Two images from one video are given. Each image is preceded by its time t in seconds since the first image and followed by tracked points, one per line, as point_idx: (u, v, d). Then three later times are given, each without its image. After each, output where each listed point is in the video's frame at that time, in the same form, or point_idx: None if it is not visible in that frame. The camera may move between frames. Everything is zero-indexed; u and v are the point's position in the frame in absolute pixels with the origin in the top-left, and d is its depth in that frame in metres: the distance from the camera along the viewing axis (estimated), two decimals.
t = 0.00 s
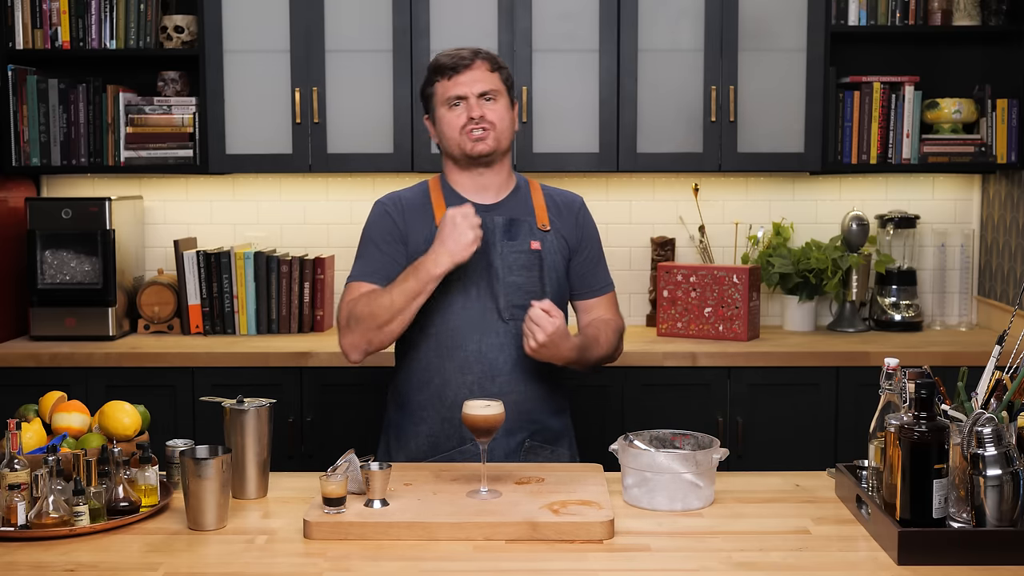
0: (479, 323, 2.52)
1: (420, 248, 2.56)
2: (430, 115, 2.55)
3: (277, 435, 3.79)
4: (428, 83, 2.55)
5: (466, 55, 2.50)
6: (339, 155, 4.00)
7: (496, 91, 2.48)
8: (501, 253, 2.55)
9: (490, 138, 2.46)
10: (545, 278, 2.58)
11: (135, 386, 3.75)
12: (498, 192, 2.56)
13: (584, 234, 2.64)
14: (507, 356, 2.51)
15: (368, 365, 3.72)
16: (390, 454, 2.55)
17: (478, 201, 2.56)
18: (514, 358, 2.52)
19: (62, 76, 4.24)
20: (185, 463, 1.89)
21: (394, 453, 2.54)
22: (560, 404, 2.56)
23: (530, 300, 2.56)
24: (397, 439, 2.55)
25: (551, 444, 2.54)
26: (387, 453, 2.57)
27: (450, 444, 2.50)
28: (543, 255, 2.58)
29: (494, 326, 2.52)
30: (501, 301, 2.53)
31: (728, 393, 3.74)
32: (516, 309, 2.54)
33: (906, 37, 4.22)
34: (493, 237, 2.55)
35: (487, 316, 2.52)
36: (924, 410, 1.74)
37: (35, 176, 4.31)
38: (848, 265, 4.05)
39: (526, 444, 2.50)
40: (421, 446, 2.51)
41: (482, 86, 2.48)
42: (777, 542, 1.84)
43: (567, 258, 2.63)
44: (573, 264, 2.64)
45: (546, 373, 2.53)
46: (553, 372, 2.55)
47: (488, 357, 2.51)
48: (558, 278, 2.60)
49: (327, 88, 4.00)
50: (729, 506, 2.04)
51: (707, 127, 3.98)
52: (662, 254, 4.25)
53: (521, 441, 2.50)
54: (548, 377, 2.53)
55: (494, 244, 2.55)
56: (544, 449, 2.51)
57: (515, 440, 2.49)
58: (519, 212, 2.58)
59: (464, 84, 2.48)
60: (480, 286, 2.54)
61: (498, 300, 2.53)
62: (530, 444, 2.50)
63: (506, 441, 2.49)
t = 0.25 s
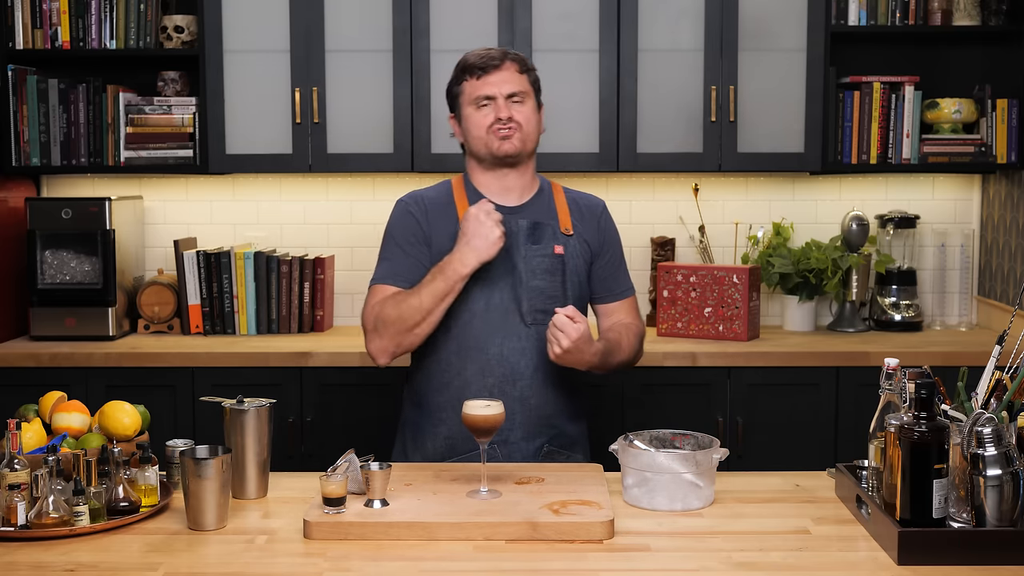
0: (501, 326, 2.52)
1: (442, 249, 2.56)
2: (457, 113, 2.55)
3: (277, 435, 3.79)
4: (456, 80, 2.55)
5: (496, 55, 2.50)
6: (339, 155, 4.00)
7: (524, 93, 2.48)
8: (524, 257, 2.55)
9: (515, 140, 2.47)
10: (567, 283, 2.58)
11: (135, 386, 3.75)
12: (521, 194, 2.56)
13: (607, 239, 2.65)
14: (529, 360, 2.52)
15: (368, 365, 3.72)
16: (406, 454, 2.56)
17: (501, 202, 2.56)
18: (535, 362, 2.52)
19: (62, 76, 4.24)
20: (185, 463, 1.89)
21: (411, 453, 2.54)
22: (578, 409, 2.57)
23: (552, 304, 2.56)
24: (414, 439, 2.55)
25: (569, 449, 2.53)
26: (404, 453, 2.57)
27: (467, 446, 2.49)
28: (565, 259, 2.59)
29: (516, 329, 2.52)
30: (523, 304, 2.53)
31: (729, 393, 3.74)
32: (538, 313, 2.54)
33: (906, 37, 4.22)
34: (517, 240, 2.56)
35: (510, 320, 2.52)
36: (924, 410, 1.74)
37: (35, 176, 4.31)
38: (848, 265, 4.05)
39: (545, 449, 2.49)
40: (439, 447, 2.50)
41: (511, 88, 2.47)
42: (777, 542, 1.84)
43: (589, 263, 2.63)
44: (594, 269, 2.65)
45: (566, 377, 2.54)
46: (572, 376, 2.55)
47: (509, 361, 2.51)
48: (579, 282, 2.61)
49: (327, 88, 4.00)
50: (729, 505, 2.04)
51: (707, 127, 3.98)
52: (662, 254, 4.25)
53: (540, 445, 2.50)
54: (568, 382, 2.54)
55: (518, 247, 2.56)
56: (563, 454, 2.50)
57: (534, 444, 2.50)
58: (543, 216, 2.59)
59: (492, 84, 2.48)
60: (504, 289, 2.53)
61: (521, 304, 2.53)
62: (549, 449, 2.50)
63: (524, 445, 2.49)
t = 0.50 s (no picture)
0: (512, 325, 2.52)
1: (453, 248, 2.55)
2: (474, 109, 2.54)
3: (278, 435, 3.79)
4: (476, 76, 2.54)
5: (519, 55, 2.49)
6: (339, 155, 4.00)
7: (543, 96, 2.48)
8: (535, 256, 2.55)
9: (531, 144, 2.48)
10: (579, 282, 2.58)
11: (135, 386, 3.75)
12: (533, 197, 2.56)
13: (620, 238, 2.64)
14: (538, 359, 2.51)
15: (368, 365, 3.72)
16: (418, 454, 2.57)
17: (513, 203, 2.56)
18: (545, 361, 2.52)
19: (62, 76, 4.24)
20: (185, 463, 1.89)
21: (422, 453, 2.55)
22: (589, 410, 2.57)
23: (564, 303, 2.55)
24: (425, 439, 2.56)
25: (580, 450, 2.53)
26: (415, 452, 2.58)
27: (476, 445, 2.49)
28: (578, 258, 2.58)
29: (526, 328, 2.52)
30: (534, 303, 2.53)
31: (729, 393, 3.74)
32: (549, 312, 2.54)
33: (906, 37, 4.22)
34: (529, 239, 2.56)
35: (521, 319, 2.52)
36: (924, 410, 1.74)
37: (35, 176, 4.31)
38: (848, 265, 4.05)
39: (556, 449, 2.49)
40: (448, 445, 2.51)
41: (531, 89, 2.47)
42: (776, 542, 1.84)
43: (601, 262, 2.62)
44: (607, 268, 2.64)
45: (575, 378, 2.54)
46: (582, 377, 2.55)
47: (519, 360, 2.51)
48: (592, 282, 2.60)
49: (327, 88, 4.00)
50: (729, 505, 2.04)
51: (707, 127, 3.98)
52: (662, 254, 4.25)
53: (551, 445, 2.50)
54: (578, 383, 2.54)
55: (529, 246, 2.56)
56: (574, 454, 2.50)
57: (544, 443, 2.50)
58: (555, 215, 2.58)
59: (512, 84, 2.47)
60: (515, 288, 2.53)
61: (532, 302, 2.53)
62: (560, 449, 2.49)
63: (534, 444, 2.49)
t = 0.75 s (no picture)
0: (510, 324, 2.52)
1: (451, 251, 2.55)
2: (468, 110, 2.56)
3: (278, 435, 3.79)
4: (469, 77, 2.56)
5: (510, 54, 2.51)
6: (339, 155, 4.00)
7: (536, 93, 2.49)
8: (532, 254, 2.55)
9: (524, 140, 2.48)
10: (578, 278, 2.57)
11: (135, 386, 3.75)
12: (529, 195, 2.57)
13: (619, 234, 2.64)
14: (539, 357, 2.51)
15: (368, 365, 3.72)
16: (423, 456, 2.57)
17: (509, 202, 2.57)
18: (545, 358, 2.51)
19: (62, 76, 4.24)
20: (185, 463, 1.89)
21: (427, 454, 2.56)
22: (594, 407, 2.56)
23: (562, 301, 2.55)
24: (429, 440, 2.56)
25: (586, 447, 2.53)
26: (420, 455, 2.59)
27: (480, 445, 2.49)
28: (576, 255, 2.58)
29: (525, 327, 2.52)
30: (532, 301, 2.53)
31: (729, 393, 3.74)
32: (547, 309, 2.53)
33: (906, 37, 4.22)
34: (525, 238, 2.56)
35: (519, 317, 2.52)
36: (924, 410, 1.74)
37: (35, 176, 4.31)
38: (848, 265, 4.05)
39: (560, 446, 2.50)
40: (452, 447, 2.51)
41: (523, 87, 2.48)
42: (776, 542, 1.84)
43: (600, 259, 2.62)
44: (607, 265, 2.64)
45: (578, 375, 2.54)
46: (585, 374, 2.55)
47: (519, 358, 2.51)
48: (591, 278, 2.60)
49: (327, 88, 4.00)
50: (729, 505, 2.04)
51: (707, 127, 3.98)
52: (662, 254, 4.25)
53: (555, 443, 2.51)
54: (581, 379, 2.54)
55: (526, 245, 2.56)
56: (581, 452, 2.51)
57: (548, 441, 2.50)
58: (551, 214, 2.59)
59: (504, 82, 2.49)
60: (513, 287, 2.53)
61: (530, 301, 2.53)
62: (565, 447, 2.50)
63: (539, 442, 2.50)
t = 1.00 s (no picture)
0: (506, 323, 2.52)
1: (444, 253, 2.55)
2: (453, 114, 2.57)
3: (278, 435, 3.79)
4: (452, 82, 2.57)
5: (490, 55, 2.51)
6: (339, 155, 4.00)
7: (519, 92, 2.50)
8: (526, 254, 2.56)
9: (511, 139, 2.48)
10: (573, 276, 2.57)
11: (135, 386, 3.75)
12: (520, 194, 2.57)
13: (612, 229, 2.63)
14: (536, 355, 2.51)
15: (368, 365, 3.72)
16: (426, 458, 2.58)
17: (500, 203, 2.57)
18: (543, 356, 2.51)
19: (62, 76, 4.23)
20: (185, 463, 1.89)
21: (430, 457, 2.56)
22: (592, 402, 2.57)
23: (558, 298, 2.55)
24: (432, 443, 2.57)
25: (586, 444, 2.54)
26: (423, 456, 2.59)
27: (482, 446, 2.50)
28: (570, 253, 2.58)
29: (522, 326, 2.53)
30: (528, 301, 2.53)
31: (729, 393, 3.74)
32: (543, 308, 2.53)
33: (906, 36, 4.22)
34: (519, 237, 2.56)
35: (515, 317, 2.53)
36: (924, 411, 1.74)
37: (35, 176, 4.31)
38: (848, 265, 4.05)
39: (561, 444, 2.50)
40: (454, 449, 2.51)
41: (506, 86, 2.49)
42: (777, 542, 1.84)
43: (595, 255, 2.61)
44: (602, 261, 2.63)
45: (576, 371, 2.54)
46: (583, 369, 2.55)
47: (517, 357, 2.51)
48: (586, 275, 2.59)
49: (327, 88, 4.00)
50: (729, 505, 2.04)
51: (707, 127, 3.98)
52: (662, 254, 4.25)
53: (556, 440, 2.51)
54: (579, 375, 2.54)
55: (520, 244, 2.56)
56: (581, 449, 2.52)
57: (549, 439, 2.50)
58: (544, 212, 2.59)
59: (487, 84, 2.49)
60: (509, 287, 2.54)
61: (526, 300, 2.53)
62: (566, 444, 2.50)
63: (540, 440, 2.50)
